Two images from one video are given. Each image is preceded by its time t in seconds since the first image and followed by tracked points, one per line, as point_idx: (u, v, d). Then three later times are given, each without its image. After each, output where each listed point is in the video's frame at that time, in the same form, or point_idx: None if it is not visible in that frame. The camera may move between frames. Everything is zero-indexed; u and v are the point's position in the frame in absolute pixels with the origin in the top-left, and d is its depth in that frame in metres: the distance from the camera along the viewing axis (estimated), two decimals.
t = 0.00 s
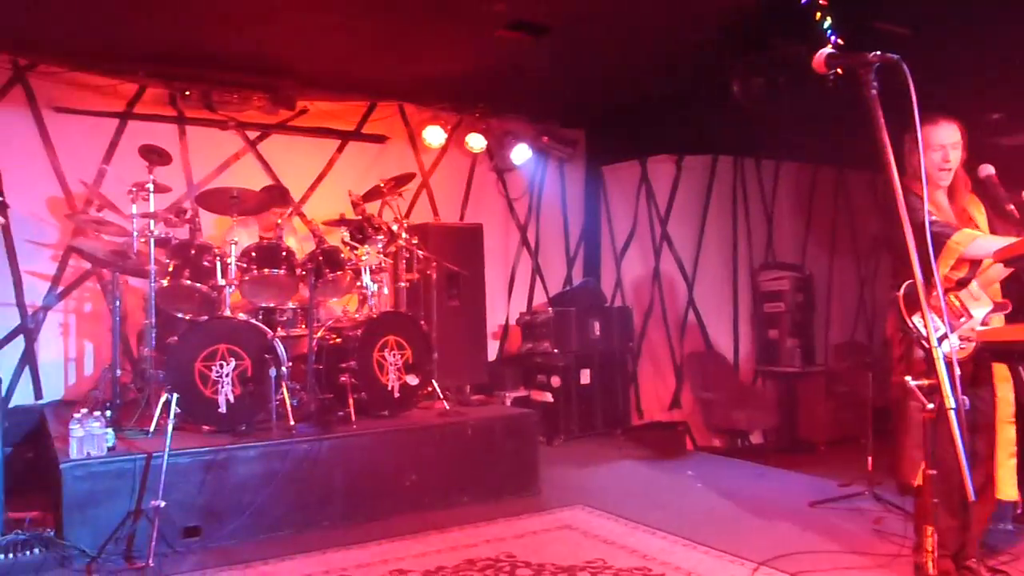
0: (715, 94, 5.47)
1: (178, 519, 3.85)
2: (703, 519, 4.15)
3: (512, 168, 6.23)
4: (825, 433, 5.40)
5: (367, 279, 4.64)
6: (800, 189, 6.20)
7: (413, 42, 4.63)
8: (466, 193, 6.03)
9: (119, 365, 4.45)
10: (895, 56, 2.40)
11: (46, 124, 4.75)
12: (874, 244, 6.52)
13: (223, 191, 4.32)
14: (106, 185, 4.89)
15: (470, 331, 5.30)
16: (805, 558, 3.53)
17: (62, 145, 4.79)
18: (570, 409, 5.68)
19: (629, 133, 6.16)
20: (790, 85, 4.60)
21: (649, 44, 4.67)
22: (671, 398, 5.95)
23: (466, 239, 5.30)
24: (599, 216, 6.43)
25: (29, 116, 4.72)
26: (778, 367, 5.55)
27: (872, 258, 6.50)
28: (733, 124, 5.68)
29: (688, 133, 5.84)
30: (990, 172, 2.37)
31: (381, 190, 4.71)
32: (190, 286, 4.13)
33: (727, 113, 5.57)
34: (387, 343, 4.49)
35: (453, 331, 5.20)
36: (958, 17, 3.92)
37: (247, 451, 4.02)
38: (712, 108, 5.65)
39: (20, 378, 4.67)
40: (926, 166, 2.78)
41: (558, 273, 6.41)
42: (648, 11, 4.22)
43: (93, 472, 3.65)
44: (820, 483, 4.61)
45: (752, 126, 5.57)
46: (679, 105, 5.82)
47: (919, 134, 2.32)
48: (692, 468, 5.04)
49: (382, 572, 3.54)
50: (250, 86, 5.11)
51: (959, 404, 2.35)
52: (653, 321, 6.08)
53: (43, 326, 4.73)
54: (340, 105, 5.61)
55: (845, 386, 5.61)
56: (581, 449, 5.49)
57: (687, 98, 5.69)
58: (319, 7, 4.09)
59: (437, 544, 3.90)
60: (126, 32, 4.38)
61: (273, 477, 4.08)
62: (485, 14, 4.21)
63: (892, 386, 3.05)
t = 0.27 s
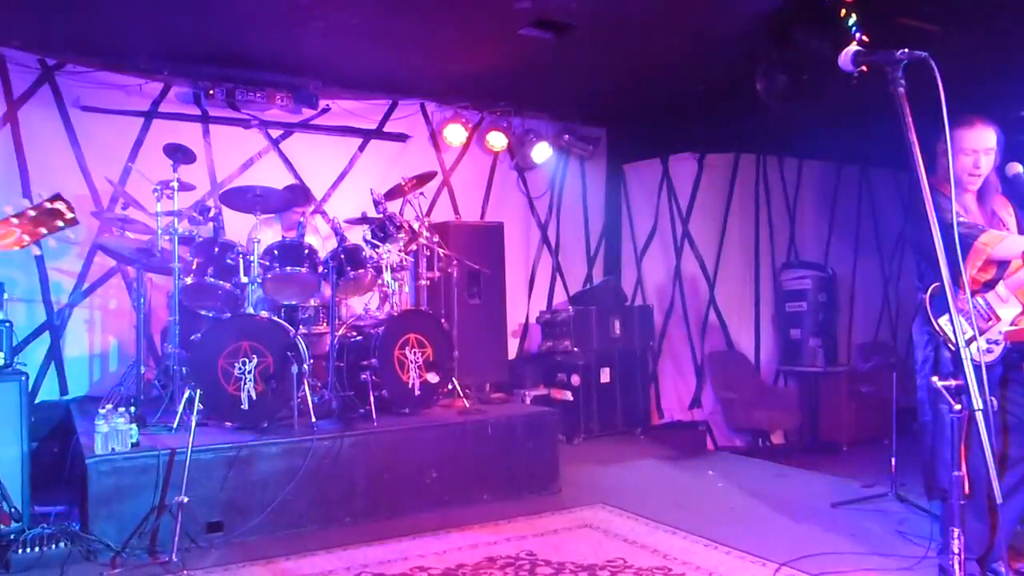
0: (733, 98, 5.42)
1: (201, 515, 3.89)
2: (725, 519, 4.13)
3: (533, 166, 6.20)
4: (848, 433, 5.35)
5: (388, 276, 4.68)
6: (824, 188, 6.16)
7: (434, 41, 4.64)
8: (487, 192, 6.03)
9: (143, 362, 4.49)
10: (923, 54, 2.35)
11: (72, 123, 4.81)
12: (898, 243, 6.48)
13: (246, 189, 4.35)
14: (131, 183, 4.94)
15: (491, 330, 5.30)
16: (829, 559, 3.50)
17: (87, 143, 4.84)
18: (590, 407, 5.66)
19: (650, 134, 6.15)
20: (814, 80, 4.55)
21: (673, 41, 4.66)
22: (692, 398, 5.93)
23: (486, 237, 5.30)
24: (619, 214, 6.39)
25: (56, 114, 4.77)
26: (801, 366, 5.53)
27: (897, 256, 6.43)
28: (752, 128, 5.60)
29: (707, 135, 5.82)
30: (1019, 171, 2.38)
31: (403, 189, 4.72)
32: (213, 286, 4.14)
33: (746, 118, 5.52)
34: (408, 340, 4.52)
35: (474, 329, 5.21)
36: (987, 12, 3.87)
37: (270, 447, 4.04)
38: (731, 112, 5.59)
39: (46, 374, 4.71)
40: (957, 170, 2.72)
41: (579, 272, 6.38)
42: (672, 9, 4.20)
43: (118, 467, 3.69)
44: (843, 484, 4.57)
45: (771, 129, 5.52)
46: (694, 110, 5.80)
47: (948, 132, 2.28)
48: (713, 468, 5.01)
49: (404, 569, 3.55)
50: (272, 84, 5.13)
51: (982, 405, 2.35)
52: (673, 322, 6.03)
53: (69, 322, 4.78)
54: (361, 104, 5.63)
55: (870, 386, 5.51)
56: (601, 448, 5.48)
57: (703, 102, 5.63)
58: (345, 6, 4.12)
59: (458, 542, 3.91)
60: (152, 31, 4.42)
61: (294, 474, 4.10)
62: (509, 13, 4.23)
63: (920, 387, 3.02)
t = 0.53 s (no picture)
0: (734, 100, 5.40)
1: (211, 513, 3.91)
2: (734, 518, 4.13)
3: (541, 165, 6.19)
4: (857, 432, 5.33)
5: (396, 276, 4.70)
6: (831, 185, 6.16)
7: (442, 40, 4.64)
8: (494, 190, 6.04)
9: (154, 361, 4.52)
10: (933, 51, 2.34)
11: (82, 123, 4.83)
12: (906, 239, 6.48)
13: (255, 190, 4.37)
14: (140, 183, 4.96)
15: (499, 328, 5.31)
16: (839, 558, 3.50)
17: (97, 144, 4.86)
18: (598, 405, 5.67)
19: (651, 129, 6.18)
20: (823, 78, 4.49)
21: (680, 40, 4.66)
22: (700, 397, 6.03)
23: (493, 235, 5.31)
24: (625, 212, 6.38)
25: (65, 115, 4.79)
26: (808, 365, 5.46)
27: (905, 253, 6.44)
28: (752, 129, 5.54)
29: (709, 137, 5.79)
30: None
31: (410, 188, 4.73)
32: (221, 285, 4.21)
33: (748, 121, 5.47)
34: (416, 340, 4.53)
35: (482, 328, 5.22)
36: (997, 7, 3.86)
37: (278, 446, 4.06)
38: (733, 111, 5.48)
39: (57, 373, 4.74)
40: (971, 159, 2.73)
41: (587, 270, 6.37)
42: (679, 6, 4.19)
43: (128, 465, 3.72)
44: (852, 482, 4.57)
45: (772, 130, 5.50)
46: (693, 113, 5.75)
47: (957, 128, 2.27)
48: (721, 466, 5.01)
49: (413, 567, 3.57)
50: (280, 84, 5.15)
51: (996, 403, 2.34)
52: (681, 317, 6.09)
53: (80, 321, 4.81)
54: (369, 104, 5.64)
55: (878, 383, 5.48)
56: (609, 447, 5.48)
57: (704, 103, 5.59)
58: (351, 6, 4.13)
59: (467, 540, 3.92)
60: (161, 32, 4.44)
61: (303, 473, 4.11)
62: (516, 12, 4.22)
63: (931, 385, 3.01)
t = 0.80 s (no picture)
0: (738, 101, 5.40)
1: (233, 511, 3.94)
2: (755, 518, 4.11)
3: (559, 164, 6.18)
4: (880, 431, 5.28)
5: (417, 275, 4.71)
6: (851, 182, 6.10)
7: (461, 39, 4.65)
8: (512, 189, 6.04)
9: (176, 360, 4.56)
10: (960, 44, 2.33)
11: (104, 125, 4.87)
12: (930, 237, 6.39)
13: (276, 190, 4.40)
14: (162, 183, 5.01)
15: (518, 327, 5.32)
16: (863, 558, 3.48)
17: (119, 145, 4.91)
18: (617, 404, 5.67)
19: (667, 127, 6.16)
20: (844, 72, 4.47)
21: (699, 39, 4.65)
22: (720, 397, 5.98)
23: (512, 234, 5.32)
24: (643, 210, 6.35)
25: (88, 116, 4.84)
26: (828, 363, 5.47)
27: (928, 250, 6.36)
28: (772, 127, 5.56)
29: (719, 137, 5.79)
30: None
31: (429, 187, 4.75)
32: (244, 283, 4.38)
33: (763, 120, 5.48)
34: (436, 339, 4.55)
35: (502, 327, 5.24)
36: None
37: (299, 445, 4.07)
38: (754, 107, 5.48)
39: (82, 372, 4.80)
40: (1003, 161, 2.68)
41: (605, 268, 6.36)
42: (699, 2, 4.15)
43: (152, 463, 3.74)
44: (875, 482, 4.53)
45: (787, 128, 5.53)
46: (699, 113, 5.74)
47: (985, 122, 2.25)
48: (742, 465, 4.99)
49: (433, 565, 3.58)
50: (299, 85, 5.18)
51: None
52: (700, 315, 6.05)
53: (103, 321, 4.86)
54: (388, 104, 5.66)
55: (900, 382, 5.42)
56: (629, 446, 5.47)
57: (710, 102, 5.57)
58: (370, 5, 4.13)
59: (487, 539, 3.93)
60: (183, 34, 4.48)
61: (325, 472, 4.13)
62: (534, 10, 4.21)
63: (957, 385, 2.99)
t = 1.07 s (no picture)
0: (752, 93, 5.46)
1: (261, 509, 3.96)
2: (782, 517, 4.08)
3: (582, 162, 6.16)
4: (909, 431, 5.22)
5: (441, 274, 4.71)
6: (880, 177, 6.05)
7: (485, 37, 4.64)
8: (535, 187, 6.03)
9: (203, 359, 4.60)
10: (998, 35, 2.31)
11: (132, 126, 4.92)
12: (959, 234, 6.31)
13: (301, 190, 4.42)
14: (189, 183, 5.05)
15: (543, 325, 5.32)
16: (893, 559, 3.44)
17: (147, 146, 4.96)
18: (642, 402, 5.65)
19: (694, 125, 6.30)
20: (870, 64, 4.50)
21: (726, 38, 4.67)
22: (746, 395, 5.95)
23: (536, 232, 5.31)
24: (667, 208, 6.31)
25: (116, 117, 4.89)
26: (855, 361, 5.42)
27: (958, 246, 6.28)
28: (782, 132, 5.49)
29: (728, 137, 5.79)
30: None
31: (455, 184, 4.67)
32: (268, 282, 4.37)
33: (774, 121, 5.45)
34: (460, 337, 4.55)
35: (525, 325, 5.24)
36: None
37: (326, 443, 4.10)
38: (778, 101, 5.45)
39: (111, 370, 4.86)
40: None
41: (628, 266, 6.35)
42: None
43: (181, 461, 3.77)
44: (904, 482, 4.48)
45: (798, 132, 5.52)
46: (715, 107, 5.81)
47: None
48: (768, 464, 4.96)
49: (460, 563, 3.59)
50: (323, 84, 5.22)
51: None
52: (725, 312, 6.02)
53: (132, 320, 4.92)
54: (411, 103, 5.67)
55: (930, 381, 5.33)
56: (652, 445, 5.46)
57: (727, 96, 5.63)
58: (394, 4, 4.13)
59: (512, 537, 3.93)
60: (212, 37, 4.53)
61: (351, 469, 4.16)
62: (559, 7, 4.20)
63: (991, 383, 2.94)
